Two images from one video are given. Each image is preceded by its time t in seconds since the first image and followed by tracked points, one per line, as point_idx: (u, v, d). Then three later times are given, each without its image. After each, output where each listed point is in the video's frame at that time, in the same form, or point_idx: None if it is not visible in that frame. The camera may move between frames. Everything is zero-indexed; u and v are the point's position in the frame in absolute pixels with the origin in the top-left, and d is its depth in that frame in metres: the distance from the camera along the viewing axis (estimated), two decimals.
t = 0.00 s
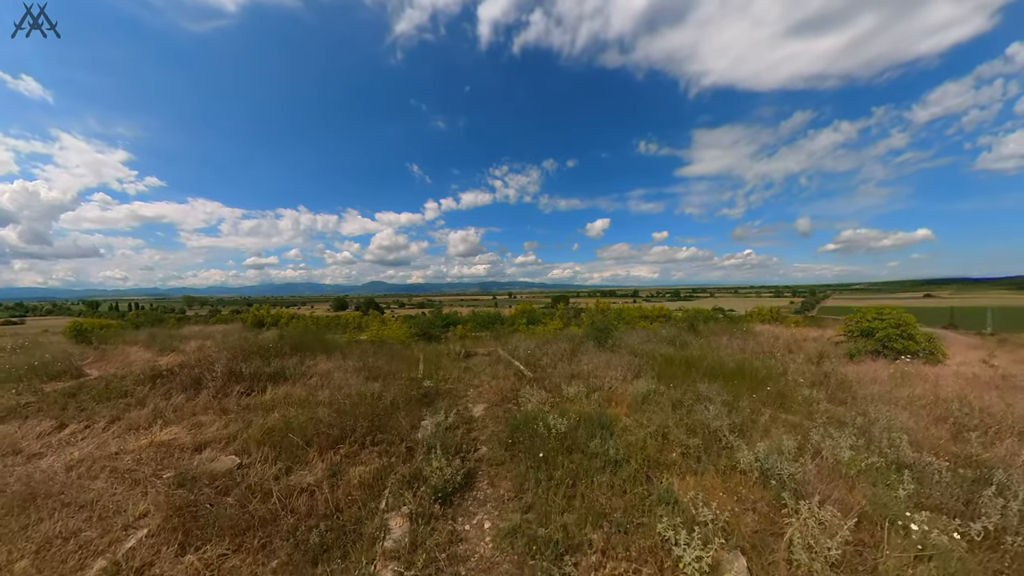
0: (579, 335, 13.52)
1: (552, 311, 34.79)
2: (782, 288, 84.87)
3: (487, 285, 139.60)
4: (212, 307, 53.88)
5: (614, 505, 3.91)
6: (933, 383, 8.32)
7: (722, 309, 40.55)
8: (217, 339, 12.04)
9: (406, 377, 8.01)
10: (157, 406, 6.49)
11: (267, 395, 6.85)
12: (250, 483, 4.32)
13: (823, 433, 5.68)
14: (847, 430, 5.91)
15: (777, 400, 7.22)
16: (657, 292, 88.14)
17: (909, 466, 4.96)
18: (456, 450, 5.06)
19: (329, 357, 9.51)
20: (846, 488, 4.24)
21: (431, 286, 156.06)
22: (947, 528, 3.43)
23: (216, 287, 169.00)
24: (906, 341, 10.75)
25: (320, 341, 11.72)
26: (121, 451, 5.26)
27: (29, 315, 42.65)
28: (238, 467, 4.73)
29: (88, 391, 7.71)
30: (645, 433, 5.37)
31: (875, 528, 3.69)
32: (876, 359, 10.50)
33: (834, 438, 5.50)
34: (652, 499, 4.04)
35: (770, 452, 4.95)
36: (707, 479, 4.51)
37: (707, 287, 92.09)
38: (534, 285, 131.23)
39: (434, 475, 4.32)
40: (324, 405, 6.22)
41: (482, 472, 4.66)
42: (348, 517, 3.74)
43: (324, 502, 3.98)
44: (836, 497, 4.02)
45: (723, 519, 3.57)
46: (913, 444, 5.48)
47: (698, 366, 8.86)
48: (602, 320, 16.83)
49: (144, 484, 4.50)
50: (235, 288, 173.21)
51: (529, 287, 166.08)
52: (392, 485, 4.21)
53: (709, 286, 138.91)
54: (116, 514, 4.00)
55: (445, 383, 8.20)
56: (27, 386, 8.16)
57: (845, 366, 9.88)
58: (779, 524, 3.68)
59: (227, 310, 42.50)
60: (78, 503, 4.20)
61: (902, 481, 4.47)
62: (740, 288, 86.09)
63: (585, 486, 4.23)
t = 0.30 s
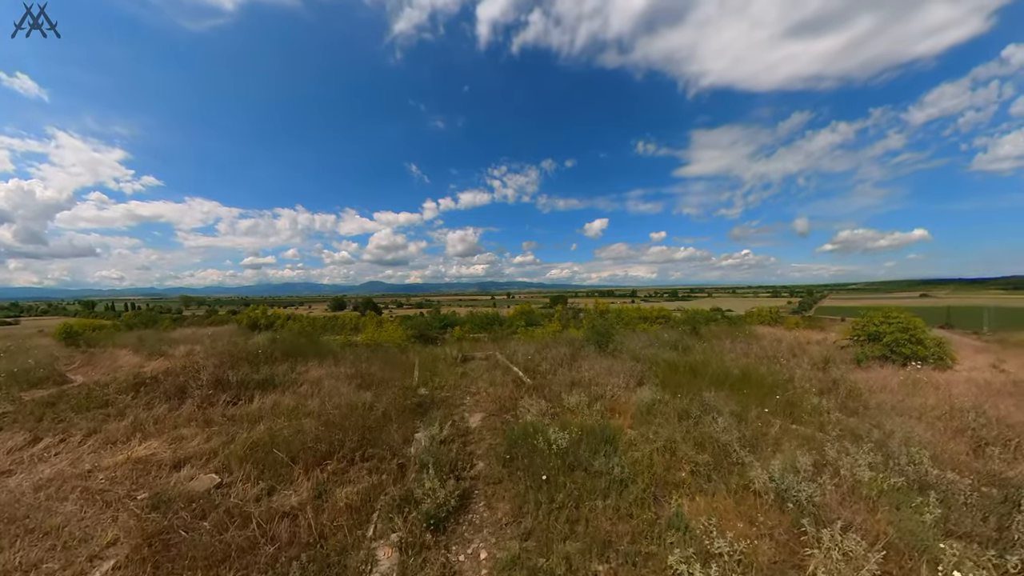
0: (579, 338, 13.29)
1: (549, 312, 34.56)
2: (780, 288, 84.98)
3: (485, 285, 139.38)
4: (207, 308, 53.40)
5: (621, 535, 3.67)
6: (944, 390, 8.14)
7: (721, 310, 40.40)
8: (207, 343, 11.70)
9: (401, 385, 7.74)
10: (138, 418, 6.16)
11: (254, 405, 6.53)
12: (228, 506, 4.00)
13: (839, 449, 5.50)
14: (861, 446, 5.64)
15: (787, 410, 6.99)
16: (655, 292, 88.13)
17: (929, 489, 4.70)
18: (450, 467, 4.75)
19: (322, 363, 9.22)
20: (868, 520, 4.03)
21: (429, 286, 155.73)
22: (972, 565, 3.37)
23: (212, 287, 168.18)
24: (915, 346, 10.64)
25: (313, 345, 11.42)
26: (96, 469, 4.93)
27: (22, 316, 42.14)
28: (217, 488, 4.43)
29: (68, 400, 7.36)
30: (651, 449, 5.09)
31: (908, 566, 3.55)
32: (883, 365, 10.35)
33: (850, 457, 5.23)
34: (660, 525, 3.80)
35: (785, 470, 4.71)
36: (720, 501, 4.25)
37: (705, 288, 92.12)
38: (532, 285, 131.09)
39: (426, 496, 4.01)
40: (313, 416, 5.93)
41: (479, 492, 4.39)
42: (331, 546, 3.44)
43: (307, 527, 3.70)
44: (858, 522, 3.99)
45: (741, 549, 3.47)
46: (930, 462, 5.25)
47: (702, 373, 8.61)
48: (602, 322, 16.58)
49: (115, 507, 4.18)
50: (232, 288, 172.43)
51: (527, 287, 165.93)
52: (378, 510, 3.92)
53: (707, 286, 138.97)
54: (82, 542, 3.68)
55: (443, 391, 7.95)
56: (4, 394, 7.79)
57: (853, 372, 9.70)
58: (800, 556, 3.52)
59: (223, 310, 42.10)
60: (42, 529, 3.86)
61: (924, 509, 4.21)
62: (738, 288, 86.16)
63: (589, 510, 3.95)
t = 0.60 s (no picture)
0: (580, 339, 13.14)
1: (548, 312, 34.49)
2: (778, 288, 85.10)
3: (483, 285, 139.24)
4: (204, 308, 53.17)
5: (631, 548, 3.49)
6: (952, 392, 8.01)
7: (720, 310, 40.27)
8: (203, 344, 11.53)
9: (400, 388, 7.55)
10: (127, 423, 5.96)
11: (247, 410, 6.34)
12: (217, 519, 3.80)
13: (851, 453, 5.33)
14: (873, 450, 5.48)
15: (794, 413, 6.82)
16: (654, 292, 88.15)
17: (946, 497, 4.54)
18: (450, 475, 4.56)
19: (318, 365, 9.03)
20: (888, 531, 3.85)
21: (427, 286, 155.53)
22: None
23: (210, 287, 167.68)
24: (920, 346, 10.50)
25: (310, 347, 11.23)
26: (81, 478, 4.72)
27: (16, 315, 41.55)
28: (207, 499, 4.24)
29: (56, 403, 7.17)
30: (658, 455, 4.90)
31: None
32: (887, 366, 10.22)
33: (863, 462, 5.06)
34: (672, 537, 3.63)
35: (798, 477, 4.54)
36: (731, 510, 4.08)
37: (704, 287, 92.17)
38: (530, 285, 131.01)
39: (425, 508, 3.83)
40: (308, 421, 5.74)
41: (482, 502, 4.21)
42: (327, 563, 3.25)
43: (301, 541, 3.52)
44: (876, 533, 3.81)
45: (758, 562, 3.30)
46: (944, 468, 5.09)
47: (706, 375, 8.46)
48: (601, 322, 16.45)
49: (100, 520, 3.97)
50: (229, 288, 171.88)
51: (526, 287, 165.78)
52: (376, 522, 3.74)
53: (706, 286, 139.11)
54: (63, 559, 3.48)
55: (441, 394, 7.76)
56: None
57: (858, 374, 9.55)
58: (819, 569, 3.37)
59: (220, 310, 41.79)
60: (20, 544, 3.65)
61: (943, 518, 4.06)
62: (736, 288, 86.25)
63: (596, 521, 3.77)
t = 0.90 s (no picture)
0: (582, 339, 12.90)
1: (548, 313, 34.28)
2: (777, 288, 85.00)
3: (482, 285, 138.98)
4: (201, 308, 52.77)
5: (648, 563, 3.25)
6: (966, 391, 7.79)
7: (720, 310, 40.02)
8: (196, 345, 11.27)
9: (398, 390, 7.29)
10: (112, 428, 5.69)
11: (238, 413, 6.07)
12: (202, 533, 3.54)
13: (870, 455, 5.07)
14: (894, 451, 5.22)
15: (806, 415, 6.58)
16: (653, 292, 88.01)
17: (975, 501, 4.28)
18: (452, 484, 4.30)
19: (314, 366, 8.76)
20: (918, 540, 3.60)
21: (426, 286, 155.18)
22: None
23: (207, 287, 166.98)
24: (930, 343, 10.19)
25: (306, 347, 10.95)
26: (59, 488, 4.45)
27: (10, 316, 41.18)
28: (192, 510, 3.97)
29: (40, 407, 6.89)
30: (670, 461, 4.65)
31: None
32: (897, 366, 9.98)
33: (884, 463, 4.79)
34: (691, 550, 3.38)
35: (819, 482, 4.28)
36: (750, 519, 3.82)
37: (703, 287, 92.07)
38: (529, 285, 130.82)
39: (426, 521, 3.57)
40: (301, 425, 5.46)
41: (486, 512, 3.95)
42: None
43: (293, 557, 3.26)
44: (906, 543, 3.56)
45: None
46: (969, 470, 4.84)
47: (713, 375, 8.22)
48: (603, 322, 16.22)
49: (76, 534, 3.71)
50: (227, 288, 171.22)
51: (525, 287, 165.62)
52: (374, 535, 3.48)
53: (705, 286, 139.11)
54: None
55: (440, 395, 7.49)
56: None
57: (867, 373, 9.33)
58: None
59: (216, 310, 41.35)
60: None
61: (973, 525, 3.75)
62: (735, 288, 86.19)
63: (610, 534, 3.52)
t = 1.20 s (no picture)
0: (582, 340, 12.72)
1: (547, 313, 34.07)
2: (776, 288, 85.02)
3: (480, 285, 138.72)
4: (197, 307, 52.42)
5: None
6: (974, 394, 7.63)
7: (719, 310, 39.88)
8: (190, 347, 11.05)
9: (394, 394, 7.09)
10: (97, 435, 5.49)
11: (229, 419, 5.88)
12: (185, 549, 3.34)
13: (881, 462, 4.90)
14: (906, 457, 5.07)
15: (813, 420, 6.40)
16: (652, 292, 87.91)
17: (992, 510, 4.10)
18: (449, 495, 4.11)
19: (308, 369, 8.55)
20: (938, 554, 3.43)
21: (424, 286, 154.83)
22: None
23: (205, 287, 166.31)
24: (935, 347, 10.23)
25: (301, 349, 10.74)
26: (38, 499, 4.24)
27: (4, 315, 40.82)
28: (177, 523, 3.78)
29: (25, 411, 6.69)
30: (676, 470, 4.47)
31: None
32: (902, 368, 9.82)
33: (897, 470, 4.63)
34: (700, 567, 3.20)
35: (831, 491, 4.10)
36: (761, 532, 3.65)
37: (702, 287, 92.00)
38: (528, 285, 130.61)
39: (422, 537, 3.38)
40: (293, 432, 5.26)
41: (485, 526, 3.76)
42: None
43: None
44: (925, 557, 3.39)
45: None
46: (984, 478, 4.67)
47: (717, 378, 8.04)
48: (603, 324, 16.05)
49: (53, 550, 3.51)
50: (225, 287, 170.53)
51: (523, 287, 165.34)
52: (366, 552, 3.28)
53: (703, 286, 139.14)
54: None
55: (437, 399, 7.29)
56: None
57: (872, 376, 9.17)
58: None
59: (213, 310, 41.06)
60: None
61: (995, 537, 3.57)
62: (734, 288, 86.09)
63: (614, 550, 3.34)
